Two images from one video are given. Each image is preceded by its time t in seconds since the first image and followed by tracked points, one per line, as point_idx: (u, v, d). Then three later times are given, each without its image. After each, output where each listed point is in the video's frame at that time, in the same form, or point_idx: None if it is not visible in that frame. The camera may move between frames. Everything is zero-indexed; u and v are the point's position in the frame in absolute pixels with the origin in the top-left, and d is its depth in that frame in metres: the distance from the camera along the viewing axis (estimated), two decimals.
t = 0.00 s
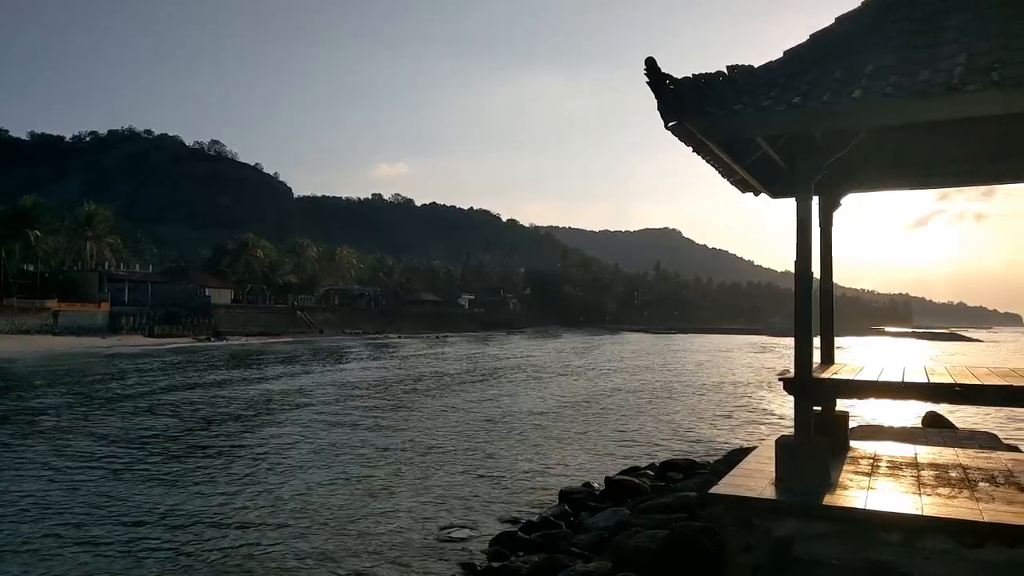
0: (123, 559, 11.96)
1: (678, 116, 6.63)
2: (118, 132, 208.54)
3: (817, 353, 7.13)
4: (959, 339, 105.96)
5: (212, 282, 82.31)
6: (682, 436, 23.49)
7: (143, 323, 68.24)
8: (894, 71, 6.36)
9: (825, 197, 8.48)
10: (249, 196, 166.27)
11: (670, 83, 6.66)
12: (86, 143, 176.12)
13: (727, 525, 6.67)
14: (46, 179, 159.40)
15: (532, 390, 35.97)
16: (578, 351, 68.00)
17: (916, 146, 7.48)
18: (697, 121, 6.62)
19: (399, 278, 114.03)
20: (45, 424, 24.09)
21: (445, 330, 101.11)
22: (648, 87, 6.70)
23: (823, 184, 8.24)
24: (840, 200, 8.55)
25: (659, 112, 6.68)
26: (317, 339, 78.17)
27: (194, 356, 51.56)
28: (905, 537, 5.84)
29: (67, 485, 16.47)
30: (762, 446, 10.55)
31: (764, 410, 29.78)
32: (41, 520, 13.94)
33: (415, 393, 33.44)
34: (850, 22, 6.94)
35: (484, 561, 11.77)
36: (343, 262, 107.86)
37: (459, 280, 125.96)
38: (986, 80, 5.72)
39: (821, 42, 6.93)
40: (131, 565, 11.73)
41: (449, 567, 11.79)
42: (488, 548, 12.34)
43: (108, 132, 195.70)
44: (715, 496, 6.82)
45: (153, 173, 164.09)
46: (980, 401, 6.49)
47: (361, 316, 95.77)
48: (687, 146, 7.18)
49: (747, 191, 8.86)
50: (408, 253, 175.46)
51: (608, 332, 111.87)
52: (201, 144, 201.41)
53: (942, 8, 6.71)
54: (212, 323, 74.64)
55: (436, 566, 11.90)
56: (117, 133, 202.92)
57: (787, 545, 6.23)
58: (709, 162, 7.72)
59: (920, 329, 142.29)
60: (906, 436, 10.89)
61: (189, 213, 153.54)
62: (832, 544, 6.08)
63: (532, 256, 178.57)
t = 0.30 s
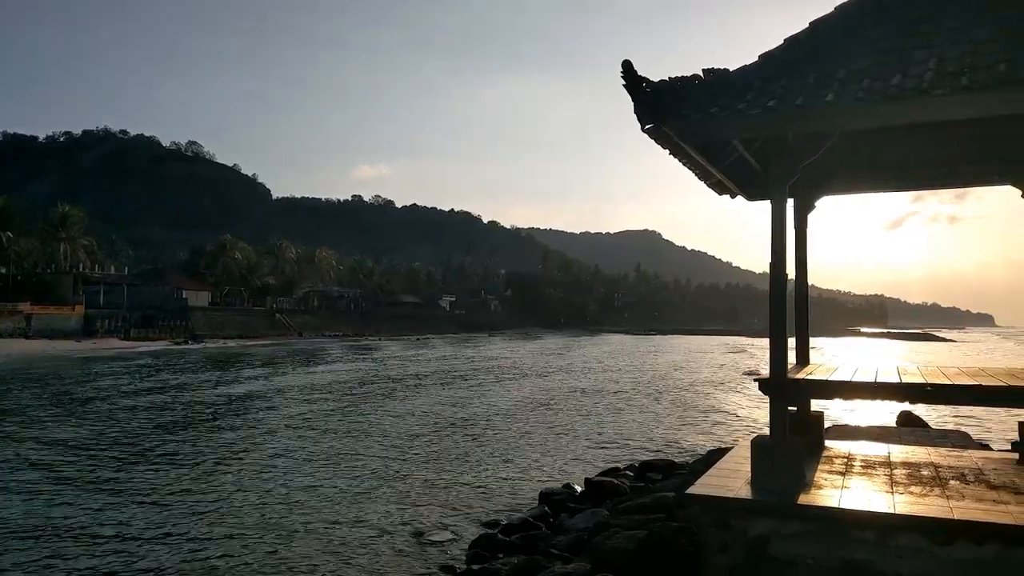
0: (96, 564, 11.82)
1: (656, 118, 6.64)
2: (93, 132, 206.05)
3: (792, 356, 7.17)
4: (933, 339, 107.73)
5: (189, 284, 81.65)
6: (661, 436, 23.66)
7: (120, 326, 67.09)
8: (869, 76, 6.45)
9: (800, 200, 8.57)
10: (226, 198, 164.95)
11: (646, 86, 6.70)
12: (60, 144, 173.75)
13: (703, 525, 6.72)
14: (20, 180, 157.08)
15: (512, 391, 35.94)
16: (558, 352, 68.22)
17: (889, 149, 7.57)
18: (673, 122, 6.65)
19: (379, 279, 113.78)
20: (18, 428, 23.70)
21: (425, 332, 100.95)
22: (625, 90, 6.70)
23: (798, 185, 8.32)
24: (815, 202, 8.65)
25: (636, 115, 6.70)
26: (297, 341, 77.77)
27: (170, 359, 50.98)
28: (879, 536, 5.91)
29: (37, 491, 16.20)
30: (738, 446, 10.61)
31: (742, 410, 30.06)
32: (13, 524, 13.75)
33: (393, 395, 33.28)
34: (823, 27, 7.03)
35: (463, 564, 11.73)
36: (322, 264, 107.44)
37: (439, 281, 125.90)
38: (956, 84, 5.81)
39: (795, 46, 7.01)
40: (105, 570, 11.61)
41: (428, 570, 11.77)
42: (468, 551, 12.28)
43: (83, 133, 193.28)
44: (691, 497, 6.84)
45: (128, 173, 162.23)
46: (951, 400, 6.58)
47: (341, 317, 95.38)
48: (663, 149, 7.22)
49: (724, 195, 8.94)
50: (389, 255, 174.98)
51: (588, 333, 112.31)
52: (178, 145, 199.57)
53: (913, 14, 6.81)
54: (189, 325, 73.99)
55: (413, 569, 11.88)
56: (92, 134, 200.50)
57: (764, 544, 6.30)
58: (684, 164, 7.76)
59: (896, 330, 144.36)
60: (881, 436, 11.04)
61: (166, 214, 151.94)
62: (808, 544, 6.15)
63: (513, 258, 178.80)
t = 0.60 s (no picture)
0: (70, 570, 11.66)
1: (632, 121, 6.66)
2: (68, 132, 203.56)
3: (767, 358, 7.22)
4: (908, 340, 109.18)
5: (165, 286, 80.85)
6: (639, 437, 23.80)
7: (94, 328, 66.54)
8: (842, 80, 6.52)
9: (775, 204, 8.64)
10: (204, 199, 163.49)
11: (623, 90, 6.70)
12: (33, 144, 171.23)
13: (680, 526, 6.75)
14: None
15: (491, 393, 35.92)
16: (539, 354, 68.34)
17: (860, 154, 7.68)
18: (650, 125, 6.66)
19: (358, 281, 113.35)
20: None
21: (405, 334, 100.70)
22: (601, 93, 6.71)
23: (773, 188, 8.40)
24: (789, 205, 8.73)
25: (612, 119, 6.72)
26: (275, 343, 77.30)
27: (145, 362, 50.41)
28: (852, 536, 5.97)
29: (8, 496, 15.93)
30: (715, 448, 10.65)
31: (720, 411, 30.28)
32: None
33: (371, 398, 33.15)
34: (796, 32, 7.10)
35: (442, 567, 11.70)
36: (301, 266, 106.91)
37: (420, 283, 125.68)
38: (926, 89, 5.89)
39: (771, 50, 7.08)
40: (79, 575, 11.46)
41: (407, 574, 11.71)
42: (447, 555, 12.23)
43: (57, 133, 190.66)
44: (668, 499, 6.85)
45: (103, 174, 160.30)
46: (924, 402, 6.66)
47: (320, 319, 94.92)
48: (640, 152, 7.24)
49: (700, 197, 8.99)
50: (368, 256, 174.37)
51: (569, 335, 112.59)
52: (154, 146, 197.53)
53: (887, 19, 6.90)
54: (166, 328, 73.43)
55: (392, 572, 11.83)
56: (66, 134, 197.89)
57: (739, 546, 6.34)
58: (660, 167, 7.79)
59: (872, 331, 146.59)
60: (855, 437, 11.18)
61: (142, 216, 150.28)
62: (782, 545, 6.20)
63: (493, 260, 178.83)
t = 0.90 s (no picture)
0: None
1: (610, 125, 6.68)
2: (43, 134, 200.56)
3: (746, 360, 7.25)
4: (887, 342, 110.21)
5: (143, 290, 79.99)
6: (620, 440, 23.88)
7: (71, 333, 65.68)
8: (818, 85, 6.58)
9: (752, 208, 8.72)
10: (183, 202, 161.98)
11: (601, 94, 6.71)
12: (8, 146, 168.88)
13: (659, 528, 6.76)
14: None
15: (472, 396, 35.82)
16: (521, 357, 68.27)
17: (836, 157, 7.76)
18: (628, 128, 6.69)
19: (340, 284, 112.75)
20: None
21: (387, 338, 100.25)
22: (581, 97, 6.72)
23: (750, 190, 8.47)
24: (766, 209, 8.81)
25: (590, 122, 6.73)
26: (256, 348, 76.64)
27: (123, 367, 49.83)
28: (828, 536, 6.02)
29: None
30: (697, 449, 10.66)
31: (702, 414, 30.39)
32: None
33: (349, 402, 32.92)
34: (774, 36, 7.17)
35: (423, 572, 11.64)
36: (281, 269, 106.26)
37: (402, 287, 125.26)
38: (901, 94, 5.96)
39: (748, 54, 7.13)
40: None
41: None
42: (428, 560, 12.16)
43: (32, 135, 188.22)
44: (648, 502, 6.85)
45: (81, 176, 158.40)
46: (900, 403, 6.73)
47: (301, 324, 94.33)
48: (618, 155, 7.25)
49: (679, 200, 9.04)
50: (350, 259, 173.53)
51: (551, 338, 112.57)
52: (132, 148, 195.56)
53: (863, 22, 6.98)
54: (144, 333, 72.73)
55: None
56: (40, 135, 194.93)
57: (718, 548, 6.37)
58: (639, 171, 7.82)
59: (850, 333, 148.32)
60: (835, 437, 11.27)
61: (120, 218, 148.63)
62: (759, 546, 6.23)
63: (475, 263, 178.52)
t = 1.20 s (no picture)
0: None
1: (587, 126, 6.71)
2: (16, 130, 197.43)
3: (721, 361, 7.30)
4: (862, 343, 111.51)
5: (117, 289, 78.98)
6: (597, 439, 23.98)
7: (43, 332, 64.67)
8: (791, 88, 6.67)
9: (727, 209, 8.81)
10: (158, 199, 160.10)
11: (579, 95, 6.74)
12: None
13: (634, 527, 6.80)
14: None
15: (449, 397, 35.70)
16: (500, 357, 68.22)
17: (809, 160, 7.87)
18: (607, 130, 6.73)
19: (318, 283, 112.01)
20: None
21: (366, 337, 99.81)
22: (558, 99, 6.76)
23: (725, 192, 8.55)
24: (741, 210, 8.90)
25: (568, 123, 6.77)
26: (232, 347, 75.95)
27: (96, 366, 49.19)
28: (802, 534, 6.10)
29: None
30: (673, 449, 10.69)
31: (680, 413, 30.56)
32: None
33: (325, 402, 32.65)
34: (750, 39, 7.24)
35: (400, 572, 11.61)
36: (259, 269, 105.42)
37: (381, 286, 124.75)
38: (874, 97, 6.05)
39: (724, 56, 7.20)
40: None
41: None
42: (405, 560, 12.13)
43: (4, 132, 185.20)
44: (623, 502, 6.88)
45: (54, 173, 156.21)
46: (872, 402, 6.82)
47: (279, 323, 93.65)
48: (595, 156, 7.30)
49: (656, 202, 9.10)
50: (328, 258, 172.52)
51: (530, 338, 112.65)
52: (107, 145, 193.05)
53: (837, 26, 7.08)
54: (118, 332, 71.79)
55: None
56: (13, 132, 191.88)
57: (692, 547, 6.43)
58: (615, 172, 7.86)
59: (826, 333, 150.00)
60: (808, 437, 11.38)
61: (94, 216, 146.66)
62: (733, 545, 6.30)
63: (454, 263, 178.15)
